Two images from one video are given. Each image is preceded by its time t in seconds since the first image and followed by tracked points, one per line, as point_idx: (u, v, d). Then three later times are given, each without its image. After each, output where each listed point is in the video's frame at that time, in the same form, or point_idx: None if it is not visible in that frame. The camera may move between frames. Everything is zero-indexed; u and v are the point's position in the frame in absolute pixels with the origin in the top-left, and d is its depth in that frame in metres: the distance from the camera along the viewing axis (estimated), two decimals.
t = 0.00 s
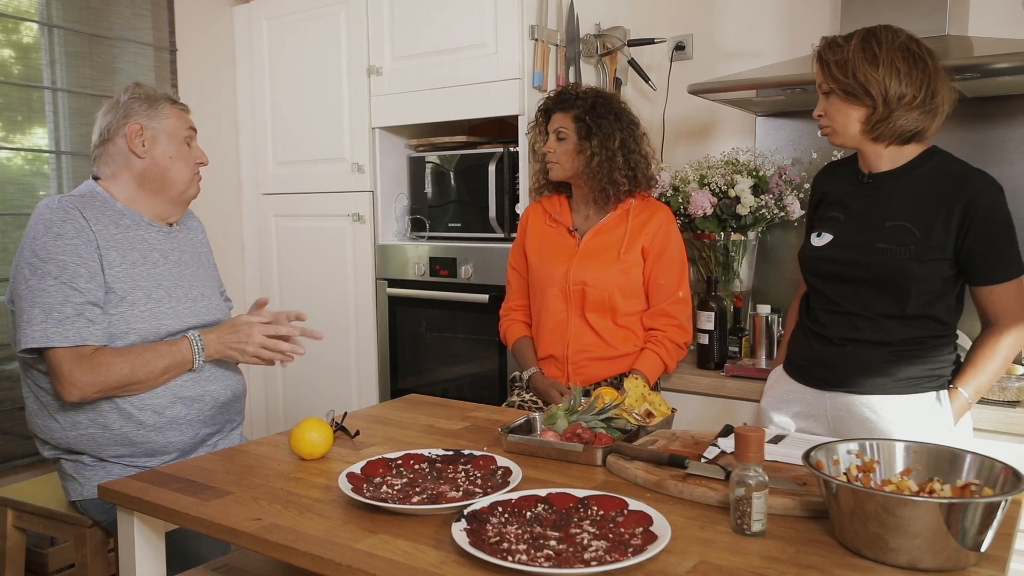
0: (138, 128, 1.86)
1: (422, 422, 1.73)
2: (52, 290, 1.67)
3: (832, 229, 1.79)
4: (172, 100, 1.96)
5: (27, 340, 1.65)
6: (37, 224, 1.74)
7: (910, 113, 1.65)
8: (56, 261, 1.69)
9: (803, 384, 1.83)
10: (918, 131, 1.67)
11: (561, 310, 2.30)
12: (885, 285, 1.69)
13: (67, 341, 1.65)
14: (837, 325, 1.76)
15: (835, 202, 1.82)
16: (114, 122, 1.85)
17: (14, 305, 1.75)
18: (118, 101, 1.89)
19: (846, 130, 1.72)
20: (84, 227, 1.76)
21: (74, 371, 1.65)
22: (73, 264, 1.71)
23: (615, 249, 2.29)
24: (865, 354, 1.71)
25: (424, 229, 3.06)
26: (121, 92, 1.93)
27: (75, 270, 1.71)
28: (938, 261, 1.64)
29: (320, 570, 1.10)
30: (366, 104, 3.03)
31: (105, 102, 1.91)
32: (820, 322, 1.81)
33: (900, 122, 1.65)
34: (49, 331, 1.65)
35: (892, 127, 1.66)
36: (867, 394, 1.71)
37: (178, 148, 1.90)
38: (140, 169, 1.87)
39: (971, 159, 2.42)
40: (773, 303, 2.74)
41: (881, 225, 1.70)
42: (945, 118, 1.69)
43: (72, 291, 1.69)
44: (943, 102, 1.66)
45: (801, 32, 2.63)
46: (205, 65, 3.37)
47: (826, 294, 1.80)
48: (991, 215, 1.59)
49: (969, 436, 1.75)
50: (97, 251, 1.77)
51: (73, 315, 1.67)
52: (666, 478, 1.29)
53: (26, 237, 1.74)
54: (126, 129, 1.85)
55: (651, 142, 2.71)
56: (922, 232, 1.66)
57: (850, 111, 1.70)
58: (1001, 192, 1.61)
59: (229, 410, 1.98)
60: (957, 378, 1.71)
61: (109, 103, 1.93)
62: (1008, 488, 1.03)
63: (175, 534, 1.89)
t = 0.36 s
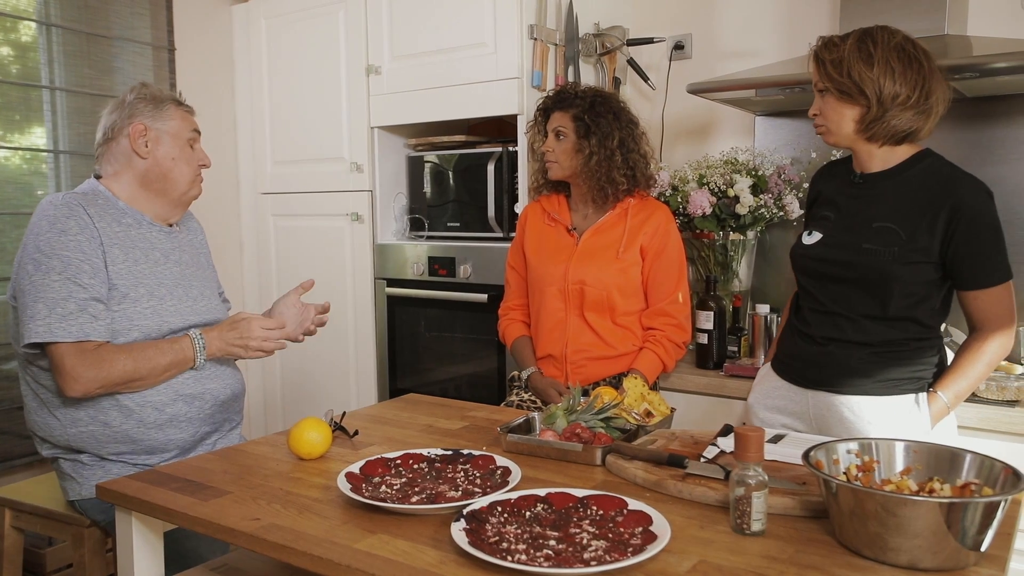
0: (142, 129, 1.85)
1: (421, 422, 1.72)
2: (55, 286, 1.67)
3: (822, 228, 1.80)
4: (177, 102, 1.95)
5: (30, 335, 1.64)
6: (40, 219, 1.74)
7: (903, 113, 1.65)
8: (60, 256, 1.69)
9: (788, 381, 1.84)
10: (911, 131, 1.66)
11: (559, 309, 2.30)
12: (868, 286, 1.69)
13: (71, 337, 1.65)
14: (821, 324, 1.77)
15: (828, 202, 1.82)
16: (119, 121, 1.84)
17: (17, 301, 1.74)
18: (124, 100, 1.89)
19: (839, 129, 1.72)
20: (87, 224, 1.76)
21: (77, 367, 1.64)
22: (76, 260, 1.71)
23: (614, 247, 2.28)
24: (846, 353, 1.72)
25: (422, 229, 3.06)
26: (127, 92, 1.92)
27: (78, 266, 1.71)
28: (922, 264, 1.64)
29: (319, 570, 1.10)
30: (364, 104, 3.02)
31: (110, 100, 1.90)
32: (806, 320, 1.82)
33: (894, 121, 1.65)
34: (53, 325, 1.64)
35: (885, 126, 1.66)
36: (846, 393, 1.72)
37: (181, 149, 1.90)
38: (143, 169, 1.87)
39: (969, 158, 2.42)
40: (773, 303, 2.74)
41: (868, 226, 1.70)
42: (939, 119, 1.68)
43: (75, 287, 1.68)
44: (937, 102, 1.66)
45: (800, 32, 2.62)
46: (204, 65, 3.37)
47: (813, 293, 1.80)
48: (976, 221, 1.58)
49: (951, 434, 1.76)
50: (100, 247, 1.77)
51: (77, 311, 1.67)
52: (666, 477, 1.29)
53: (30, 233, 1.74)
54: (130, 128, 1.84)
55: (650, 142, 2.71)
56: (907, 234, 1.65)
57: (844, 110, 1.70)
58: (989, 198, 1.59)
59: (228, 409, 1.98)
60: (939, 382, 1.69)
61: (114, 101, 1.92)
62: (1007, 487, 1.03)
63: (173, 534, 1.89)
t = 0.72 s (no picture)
0: (146, 130, 1.84)
1: (422, 422, 1.72)
2: (61, 288, 1.66)
3: (815, 228, 1.79)
4: (183, 104, 1.94)
5: (35, 338, 1.63)
6: (43, 221, 1.73)
7: (898, 113, 1.64)
8: (64, 259, 1.68)
9: (781, 382, 1.84)
10: (906, 131, 1.66)
11: (560, 309, 2.29)
12: (862, 287, 1.69)
13: (77, 339, 1.65)
14: (814, 324, 1.77)
15: (818, 201, 1.82)
16: (123, 123, 1.83)
17: (20, 303, 1.73)
18: (129, 100, 1.88)
19: (834, 128, 1.71)
20: (91, 226, 1.76)
21: (84, 369, 1.64)
22: (80, 262, 1.70)
23: (616, 247, 2.28)
24: (839, 353, 1.72)
25: (423, 228, 3.05)
26: (132, 91, 1.91)
27: (83, 268, 1.70)
28: (915, 265, 1.64)
29: (320, 571, 1.09)
30: (364, 103, 3.02)
31: (115, 99, 1.89)
32: (799, 320, 1.81)
33: (888, 122, 1.65)
34: (58, 329, 1.64)
35: (880, 127, 1.65)
36: (839, 394, 1.72)
37: (185, 153, 1.89)
38: (145, 171, 1.86)
39: (971, 157, 2.41)
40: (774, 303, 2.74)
41: (861, 226, 1.70)
42: (931, 120, 1.68)
43: (80, 289, 1.68)
44: (930, 103, 1.66)
45: (802, 31, 2.62)
46: (204, 64, 3.37)
47: (806, 293, 1.80)
48: (969, 223, 1.58)
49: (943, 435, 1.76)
50: (104, 248, 1.76)
51: (83, 313, 1.67)
52: (668, 477, 1.28)
53: (33, 234, 1.73)
54: (134, 130, 1.84)
55: (651, 142, 2.71)
56: (900, 235, 1.65)
57: (839, 110, 1.69)
58: (981, 200, 1.60)
59: (230, 410, 1.97)
60: (930, 381, 1.71)
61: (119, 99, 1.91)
62: (1011, 487, 1.03)
63: (173, 534, 1.89)
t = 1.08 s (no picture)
0: (151, 130, 1.84)
1: (421, 422, 1.72)
2: (55, 286, 1.66)
3: (824, 230, 1.79)
4: (190, 108, 1.94)
5: (29, 335, 1.64)
6: (40, 219, 1.73)
7: (900, 110, 1.66)
8: (60, 256, 1.68)
9: (811, 390, 1.81)
10: (907, 128, 1.67)
11: (559, 310, 2.29)
12: (888, 283, 1.69)
13: (71, 337, 1.65)
14: (841, 326, 1.75)
15: (821, 204, 1.82)
16: (128, 121, 1.83)
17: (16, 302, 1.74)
18: (135, 100, 1.88)
19: (835, 126, 1.71)
20: (88, 224, 1.76)
21: (76, 367, 1.64)
22: (77, 260, 1.70)
23: (613, 249, 2.28)
24: (875, 352, 1.71)
25: (421, 229, 3.05)
26: (140, 91, 1.91)
27: (78, 266, 1.70)
28: (936, 255, 1.67)
29: (318, 571, 1.09)
30: (363, 104, 3.02)
31: (121, 98, 1.89)
32: (820, 325, 1.80)
33: (891, 118, 1.66)
34: (52, 326, 1.64)
35: (882, 123, 1.66)
36: (881, 392, 1.71)
37: (188, 155, 1.89)
38: (146, 170, 1.86)
39: (969, 157, 2.41)
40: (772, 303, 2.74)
41: (876, 223, 1.71)
42: (929, 117, 1.71)
43: (75, 287, 1.68)
44: (928, 100, 1.68)
45: (800, 31, 2.62)
46: (202, 65, 3.36)
47: (823, 296, 1.78)
48: (984, 206, 1.63)
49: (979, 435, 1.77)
50: (101, 248, 1.76)
51: (77, 311, 1.66)
52: (666, 477, 1.28)
53: (31, 232, 1.73)
54: (138, 129, 1.84)
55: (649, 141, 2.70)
56: (919, 227, 1.67)
57: (841, 107, 1.69)
58: (988, 183, 1.65)
59: (227, 410, 1.97)
60: (967, 372, 1.75)
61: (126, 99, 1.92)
62: (1009, 487, 1.03)
63: (171, 535, 1.88)
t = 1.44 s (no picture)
0: (154, 130, 1.84)
1: (418, 422, 1.71)
2: (56, 281, 1.66)
3: (837, 231, 1.78)
4: (194, 110, 1.94)
5: (30, 331, 1.63)
6: (41, 215, 1.73)
7: (910, 108, 1.66)
8: (61, 252, 1.68)
9: (831, 392, 1.80)
10: (917, 126, 1.68)
11: (558, 310, 2.29)
12: (908, 282, 1.69)
13: (71, 333, 1.64)
14: (861, 327, 1.74)
15: (831, 204, 1.81)
16: (131, 122, 1.83)
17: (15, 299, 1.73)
18: (139, 101, 1.88)
19: (847, 125, 1.70)
20: (88, 221, 1.75)
21: (77, 364, 1.63)
22: (77, 256, 1.70)
23: (613, 249, 2.28)
24: (898, 351, 1.70)
25: (419, 228, 3.05)
26: (142, 93, 1.91)
27: (79, 262, 1.69)
28: (954, 251, 1.67)
29: (314, 572, 1.09)
30: (361, 103, 3.01)
31: (124, 99, 1.89)
32: (838, 326, 1.79)
33: (902, 116, 1.66)
34: (53, 321, 1.63)
35: (894, 121, 1.66)
36: (905, 391, 1.70)
37: (191, 156, 1.89)
38: (149, 170, 1.86)
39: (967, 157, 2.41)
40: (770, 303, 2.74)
41: (893, 222, 1.70)
42: (936, 114, 1.72)
43: (76, 283, 1.67)
44: (936, 98, 1.69)
45: (798, 31, 2.62)
46: (200, 64, 3.36)
47: (839, 296, 1.78)
48: (998, 202, 1.64)
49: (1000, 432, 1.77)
50: (101, 244, 1.76)
51: (78, 307, 1.66)
52: (664, 478, 1.28)
53: (31, 229, 1.73)
54: (142, 130, 1.83)
55: (647, 141, 2.70)
56: (936, 224, 1.67)
57: (852, 105, 1.68)
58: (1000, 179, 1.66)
59: (225, 409, 1.97)
60: (985, 368, 1.76)
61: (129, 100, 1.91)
62: (1007, 488, 1.02)
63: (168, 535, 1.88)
